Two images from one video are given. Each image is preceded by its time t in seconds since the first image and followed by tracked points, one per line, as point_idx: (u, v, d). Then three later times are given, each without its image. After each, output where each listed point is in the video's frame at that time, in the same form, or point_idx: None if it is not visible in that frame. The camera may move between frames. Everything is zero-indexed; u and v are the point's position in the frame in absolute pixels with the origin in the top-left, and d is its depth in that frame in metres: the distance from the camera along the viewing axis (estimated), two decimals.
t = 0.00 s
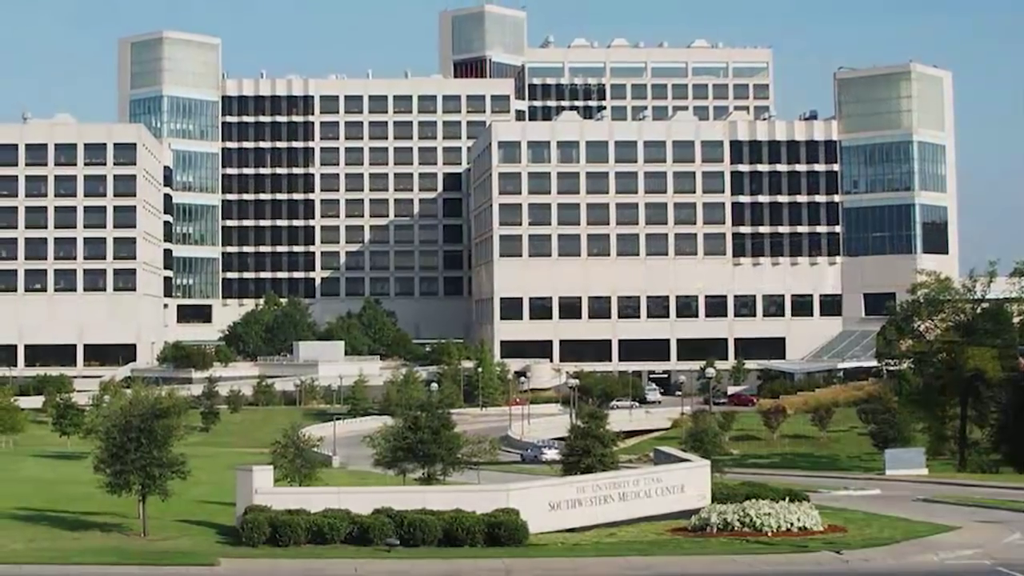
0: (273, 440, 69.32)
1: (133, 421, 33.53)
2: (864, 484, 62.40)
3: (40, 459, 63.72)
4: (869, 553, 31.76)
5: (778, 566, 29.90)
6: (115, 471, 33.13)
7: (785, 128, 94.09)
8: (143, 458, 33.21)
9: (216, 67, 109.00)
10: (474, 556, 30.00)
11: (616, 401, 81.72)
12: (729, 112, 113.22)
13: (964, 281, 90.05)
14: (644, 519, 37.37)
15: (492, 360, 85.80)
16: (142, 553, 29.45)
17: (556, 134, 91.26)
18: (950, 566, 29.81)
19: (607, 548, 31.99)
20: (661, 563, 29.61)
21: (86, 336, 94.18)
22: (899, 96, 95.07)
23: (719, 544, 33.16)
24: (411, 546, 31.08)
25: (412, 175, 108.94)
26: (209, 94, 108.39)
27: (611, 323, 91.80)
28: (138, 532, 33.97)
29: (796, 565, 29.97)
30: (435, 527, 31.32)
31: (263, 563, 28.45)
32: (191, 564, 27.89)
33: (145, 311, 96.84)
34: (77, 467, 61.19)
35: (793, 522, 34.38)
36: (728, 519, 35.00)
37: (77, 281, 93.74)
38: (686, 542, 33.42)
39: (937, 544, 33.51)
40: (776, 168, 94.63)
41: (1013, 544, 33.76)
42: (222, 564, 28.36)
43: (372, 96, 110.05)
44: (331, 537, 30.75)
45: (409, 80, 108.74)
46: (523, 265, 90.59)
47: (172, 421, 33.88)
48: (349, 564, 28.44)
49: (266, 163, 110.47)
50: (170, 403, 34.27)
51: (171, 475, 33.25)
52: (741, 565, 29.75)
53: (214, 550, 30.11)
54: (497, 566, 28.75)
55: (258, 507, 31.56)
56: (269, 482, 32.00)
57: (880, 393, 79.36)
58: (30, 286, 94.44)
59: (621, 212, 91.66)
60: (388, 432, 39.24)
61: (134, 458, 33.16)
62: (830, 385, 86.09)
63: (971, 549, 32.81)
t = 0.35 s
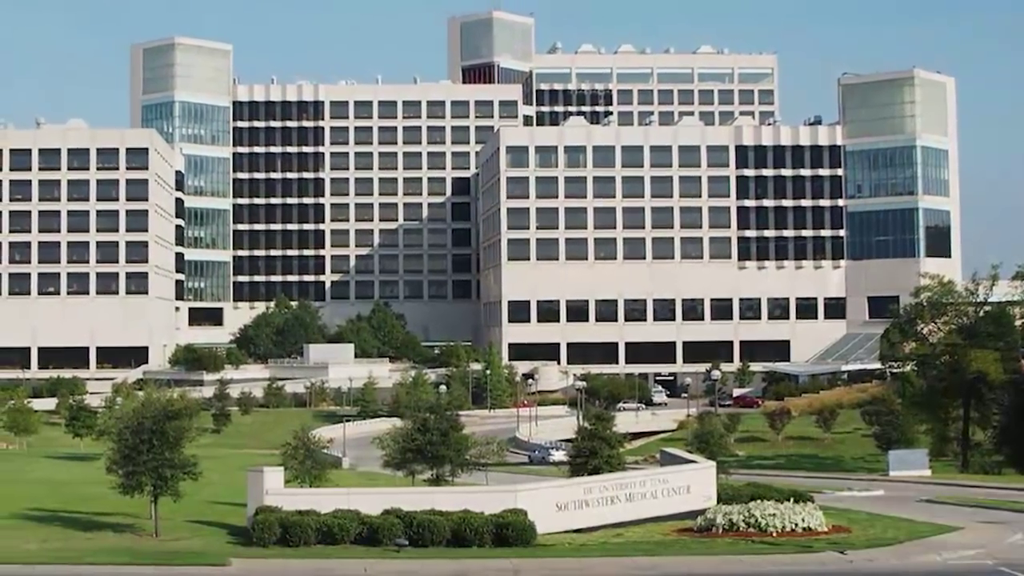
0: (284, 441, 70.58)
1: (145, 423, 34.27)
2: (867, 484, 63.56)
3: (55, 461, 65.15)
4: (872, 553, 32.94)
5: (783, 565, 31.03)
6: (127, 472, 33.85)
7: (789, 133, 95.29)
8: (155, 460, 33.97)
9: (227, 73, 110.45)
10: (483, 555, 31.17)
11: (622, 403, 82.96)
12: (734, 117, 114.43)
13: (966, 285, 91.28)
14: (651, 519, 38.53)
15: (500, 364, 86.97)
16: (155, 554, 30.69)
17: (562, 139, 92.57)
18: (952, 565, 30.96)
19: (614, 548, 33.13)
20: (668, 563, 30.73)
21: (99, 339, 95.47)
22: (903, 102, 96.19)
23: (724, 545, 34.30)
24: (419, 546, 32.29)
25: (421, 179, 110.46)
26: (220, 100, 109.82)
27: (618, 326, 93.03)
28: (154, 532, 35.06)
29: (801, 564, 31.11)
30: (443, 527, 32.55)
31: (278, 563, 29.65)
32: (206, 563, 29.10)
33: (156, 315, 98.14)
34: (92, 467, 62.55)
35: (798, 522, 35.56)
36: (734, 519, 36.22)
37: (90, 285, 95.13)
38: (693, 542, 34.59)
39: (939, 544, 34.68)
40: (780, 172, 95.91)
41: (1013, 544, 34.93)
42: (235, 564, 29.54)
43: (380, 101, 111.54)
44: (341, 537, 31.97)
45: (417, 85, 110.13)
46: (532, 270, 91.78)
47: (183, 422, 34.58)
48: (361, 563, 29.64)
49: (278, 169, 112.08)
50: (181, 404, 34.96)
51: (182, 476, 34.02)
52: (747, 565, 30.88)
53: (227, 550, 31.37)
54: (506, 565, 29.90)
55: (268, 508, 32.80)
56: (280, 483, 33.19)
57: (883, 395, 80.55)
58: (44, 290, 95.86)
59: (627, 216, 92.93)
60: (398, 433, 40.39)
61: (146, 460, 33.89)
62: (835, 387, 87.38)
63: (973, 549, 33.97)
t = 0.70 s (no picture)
0: (297, 443, 72.18)
1: (162, 424, 35.50)
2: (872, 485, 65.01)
3: (74, 462, 66.89)
4: (877, 553, 34.44)
5: (790, 565, 32.51)
6: (144, 472, 35.15)
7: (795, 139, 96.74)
8: (171, 460, 35.24)
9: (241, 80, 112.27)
10: (492, 556, 32.69)
11: (631, 406, 84.48)
12: (741, 123, 116.02)
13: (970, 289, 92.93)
14: (659, 519, 39.97)
15: (510, 368, 88.60)
16: (176, 551, 32.37)
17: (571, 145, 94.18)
18: (955, 565, 32.46)
19: (622, 548, 34.60)
20: (673, 562, 32.29)
21: (115, 343, 97.14)
22: (906, 108, 97.53)
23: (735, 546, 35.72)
24: (431, 546, 33.77)
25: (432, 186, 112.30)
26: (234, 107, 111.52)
27: (626, 329, 94.64)
28: (170, 535, 36.33)
29: (808, 565, 32.59)
30: (455, 528, 34.04)
31: (295, 562, 31.17)
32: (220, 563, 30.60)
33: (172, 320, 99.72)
34: (109, 469, 64.27)
35: (803, 523, 37.01)
36: (742, 519, 37.74)
37: (107, 289, 97.00)
38: (702, 543, 36.08)
39: (941, 544, 36.25)
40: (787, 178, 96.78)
41: (1010, 545, 36.37)
42: (249, 563, 31.06)
43: (392, 108, 113.41)
44: (354, 537, 33.44)
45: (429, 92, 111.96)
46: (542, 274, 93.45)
47: (199, 422, 35.82)
48: (375, 563, 31.16)
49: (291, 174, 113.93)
50: (196, 406, 36.20)
51: (197, 476, 35.25)
52: (751, 564, 32.47)
53: (239, 551, 32.86)
54: (515, 564, 31.44)
55: (281, 509, 34.37)
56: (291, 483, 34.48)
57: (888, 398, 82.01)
58: (61, 294, 97.73)
59: (636, 221, 94.53)
60: (410, 435, 41.92)
61: (162, 461, 35.13)
62: (840, 390, 88.92)
63: (975, 549, 35.51)
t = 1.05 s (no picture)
0: (312, 445, 74.03)
1: (178, 427, 36.06)
2: (878, 487, 66.60)
3: (93, 466, 68.64)
4: (880, 552, 36.06)
5: (798, 564, 34.10)
6: (162, 475, 35.74)
7: (802, 147, 98.48)
8: (188, 462, 35.71)
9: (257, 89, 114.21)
10: (503, 556, 33.58)
11: (640, 409, 86.18)
12: (749, 131, 117.72)
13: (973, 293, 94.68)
14: (667, 521, 41.48)
15: (522, 372, 90.28)
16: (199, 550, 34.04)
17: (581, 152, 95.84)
18: (959, 565, 34.10)
19: (632, 548, 36.14)
20: (685, 564, 33.38)
21: (133, 346, 99.22)
22: (912, 116, 98.73)
23: (742, 544, 37.40)
24: (444, 546, 34.66)
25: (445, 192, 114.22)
26: (250, 115, 113.48)
27: (636, 333, 96.45)
28: (187, 534, 38.08)
29: (815, 563, 34.19)
30: (467, 529, 34.99)
31: (313, 563, 31.92)
32: (236, 564, 31.37)
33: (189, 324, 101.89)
34: (128, 471, 66.11)
35: (810, 524, 38.64)
36: (750, 521, 39.38)
37: (125, 294, 99.05)
38: (711, 542, 37.73)
39: (946, 545, 37.92)
40: (794, 185, 99.12)
41: (1011, 546, 37.86)
42: (263, 564, 31.85)
43: (406, 115, 115.41)
44: (368, 537, 34.30)
45: (443, 100, 114.05)
46: (552, 280, 95.25)
47: (214, 427, 36.41)
48: (388, 564, 31.90)
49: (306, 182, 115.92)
50: (213, 410, 36.84)
51: (215, 478, 35.85)
52: (762, 564, 33.79)
53: (255, 551, 33.74)
54: (527, 565, 32.41)
55: (297, 510, 34.98)
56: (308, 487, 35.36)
57: (893, 401, 83.72)
58: (80, 298, 99.71)
59: (646, 227, 96.29)
60: (425, 436, 43.78)
61: (181, 464, 35.66)
62: (846, 393, 90.66)
63: (979, 550, 37.23)
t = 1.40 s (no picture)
0: (329, 448, 76.16)
1: (198, 430, 37.20)
2: (884, 489, 68.45)
3: (116, 467, 70.85)
4: (875, 549, 38.11)
5: (805, 563, 36.01)
6: (182, 477, 36.78)
7: (809, 155, 100.60)
8: (207, 464, 36.93)
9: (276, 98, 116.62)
10: (518, 556, 35.32)
11: (651, 412, 88.21)
12: (758, 140, 119.94)
13: (978, 298, 96.73)
14: (675, 523, 43.56)
15: (535, 376, 92.44)
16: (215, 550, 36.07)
17: (593, 160, 97.92)
18: (953, 562, 36.10)
19: (643, 548, 38.05)
20: (695, 563, 35.03)
21: (154, 350, 101.29)
22: (918, 125, 101.10)
23: (750, 543, 39.48)
24: (459, 546, 36.34)
25: (459, 200, 116.60)
26: (268, 124, 115.92)
27: (646, 337, 98.59)
28: (206, 535, 40.06)
29: (823, 562, 36.11)
30: (482, 529, 36.65)
31: (336, 562, 33.45)
32: (258, 564, 32.88)
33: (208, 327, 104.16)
34: (149, 473, 68.26)
35: (818, 525, 40.70)
36: (758, 522, 41.47)
37: (146, 299, 101.53)
38: (721, 542, 39.71)
39: (949, 545, 39.88)
40: (802, 193, 101.04)
41: (1005, 544, 39.90)
42: (282, 564, 33.36)
43: (421, 124, 117.88)
44: (384, 538, 36.05)
45: (457, 110, 116.53)
46: (564, 285, 97.43)
47: (233, 430, 37.64)
48: (404, 563, 33.42)
49: (323, 189, 118.40)
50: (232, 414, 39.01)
51: (232, 478, 36.96)
52: (772, 564, 35.62)
53: (276, 551, 35.38)
54: (541, 565, 34.09)
55: (314, 511, 37.01)
56: (326, 488, 37.52)
57: (898, 404, 85.51)
58: (102, 303, 102.22)
59: (657, 234, 98.32)
60: (439, 438, 45.98)
61: (199, 464, 36.81)
62: (853, 396, 92.67)
63: (982, 550, 39.20)
